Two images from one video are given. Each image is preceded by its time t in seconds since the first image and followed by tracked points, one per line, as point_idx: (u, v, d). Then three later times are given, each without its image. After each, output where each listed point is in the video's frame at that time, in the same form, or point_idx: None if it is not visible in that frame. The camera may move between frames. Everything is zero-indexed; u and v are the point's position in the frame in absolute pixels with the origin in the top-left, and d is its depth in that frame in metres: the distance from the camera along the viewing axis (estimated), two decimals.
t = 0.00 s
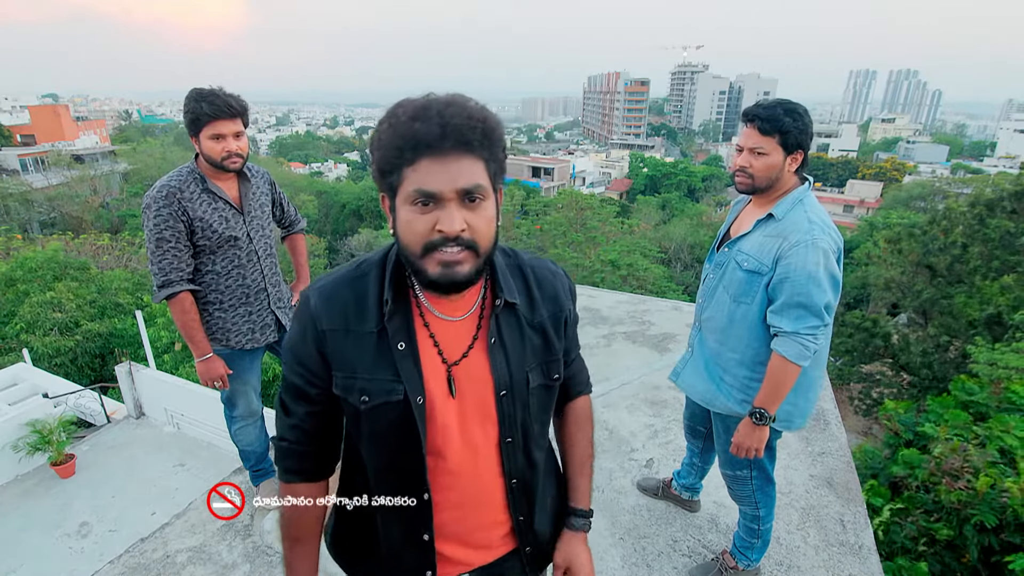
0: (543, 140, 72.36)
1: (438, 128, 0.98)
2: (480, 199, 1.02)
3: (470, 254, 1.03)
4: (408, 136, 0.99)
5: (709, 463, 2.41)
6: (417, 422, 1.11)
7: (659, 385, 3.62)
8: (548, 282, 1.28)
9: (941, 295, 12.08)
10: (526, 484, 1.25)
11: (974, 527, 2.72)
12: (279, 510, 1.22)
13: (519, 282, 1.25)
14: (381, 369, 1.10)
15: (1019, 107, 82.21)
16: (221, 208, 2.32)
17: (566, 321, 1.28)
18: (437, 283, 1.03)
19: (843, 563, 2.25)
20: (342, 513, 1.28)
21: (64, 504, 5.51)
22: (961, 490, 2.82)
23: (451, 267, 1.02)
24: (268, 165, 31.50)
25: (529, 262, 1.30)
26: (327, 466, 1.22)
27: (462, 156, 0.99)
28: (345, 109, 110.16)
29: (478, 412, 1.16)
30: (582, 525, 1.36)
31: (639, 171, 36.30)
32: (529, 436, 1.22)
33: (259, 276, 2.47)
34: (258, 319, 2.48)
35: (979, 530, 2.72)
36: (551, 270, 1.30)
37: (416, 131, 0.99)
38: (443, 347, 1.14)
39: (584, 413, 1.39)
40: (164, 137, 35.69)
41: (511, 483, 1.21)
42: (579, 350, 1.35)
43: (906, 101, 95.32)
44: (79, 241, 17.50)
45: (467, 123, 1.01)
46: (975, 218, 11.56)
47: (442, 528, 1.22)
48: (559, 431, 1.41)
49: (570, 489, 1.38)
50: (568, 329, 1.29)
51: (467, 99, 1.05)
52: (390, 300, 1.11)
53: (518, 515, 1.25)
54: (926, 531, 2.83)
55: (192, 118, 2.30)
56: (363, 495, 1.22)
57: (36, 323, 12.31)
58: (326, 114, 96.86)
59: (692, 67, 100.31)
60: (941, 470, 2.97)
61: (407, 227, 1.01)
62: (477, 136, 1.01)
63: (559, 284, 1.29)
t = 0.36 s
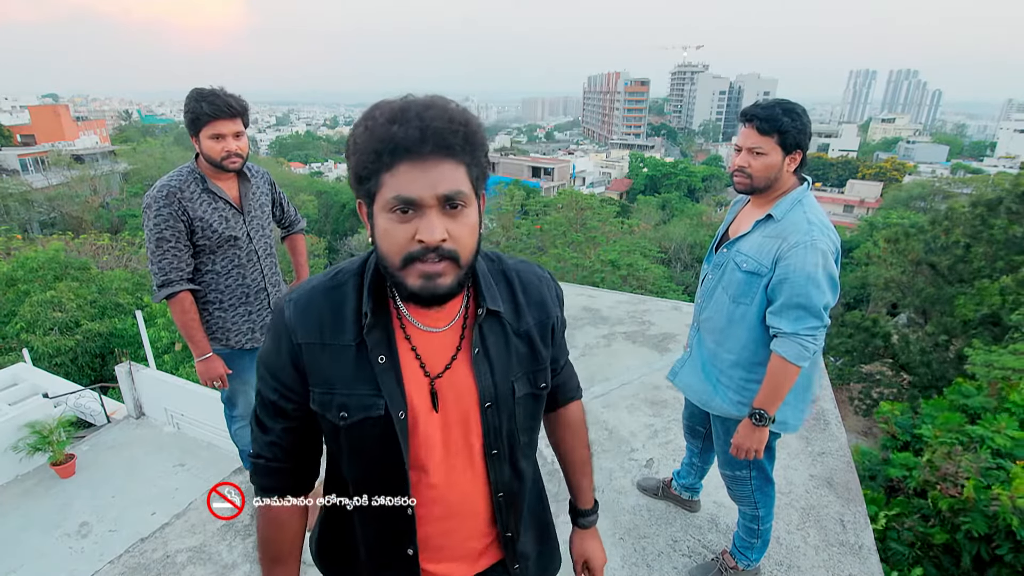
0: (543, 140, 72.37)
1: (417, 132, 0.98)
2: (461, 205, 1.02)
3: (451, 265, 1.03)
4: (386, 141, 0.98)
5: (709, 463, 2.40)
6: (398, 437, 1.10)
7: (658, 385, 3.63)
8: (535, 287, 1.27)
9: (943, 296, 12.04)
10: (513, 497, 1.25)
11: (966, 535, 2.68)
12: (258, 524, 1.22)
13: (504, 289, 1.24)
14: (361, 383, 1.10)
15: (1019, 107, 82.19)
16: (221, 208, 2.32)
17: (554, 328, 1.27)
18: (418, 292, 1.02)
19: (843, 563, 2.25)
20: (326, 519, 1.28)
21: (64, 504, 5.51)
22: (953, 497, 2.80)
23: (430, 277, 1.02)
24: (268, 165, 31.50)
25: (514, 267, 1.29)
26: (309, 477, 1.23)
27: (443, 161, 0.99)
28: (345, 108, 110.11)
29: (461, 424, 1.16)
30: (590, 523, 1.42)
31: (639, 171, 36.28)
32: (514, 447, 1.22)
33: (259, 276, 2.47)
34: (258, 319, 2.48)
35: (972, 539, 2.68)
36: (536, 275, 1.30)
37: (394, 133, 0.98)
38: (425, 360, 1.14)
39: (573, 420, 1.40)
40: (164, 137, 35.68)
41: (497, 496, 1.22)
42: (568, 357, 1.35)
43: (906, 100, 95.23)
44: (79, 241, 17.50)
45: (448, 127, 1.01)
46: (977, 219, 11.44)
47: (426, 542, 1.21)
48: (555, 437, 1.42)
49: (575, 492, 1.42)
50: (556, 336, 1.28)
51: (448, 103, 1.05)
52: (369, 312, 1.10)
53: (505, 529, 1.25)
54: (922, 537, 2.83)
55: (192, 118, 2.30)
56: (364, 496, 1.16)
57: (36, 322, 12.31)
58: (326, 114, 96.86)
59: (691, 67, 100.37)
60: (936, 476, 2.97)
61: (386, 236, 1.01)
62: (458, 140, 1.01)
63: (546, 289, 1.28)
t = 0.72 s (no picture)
0: (543, 140, 72.37)
1: (420, 137, 0.97)
2: (465, 213, 1.01)
3: (454, 273, 1.02)
4: (388, 147, 0.98)
5: (709, 463, 2.41)
6: (389, 443, 1.10)
7: (659, 385, 3.63)
8: (549, 299, 1.21)
9: (945, 296, 12.01)
10: (511, 517, 1.21)
11: (964, 544, 2.70)
12: (260, 516, 1.24)
13: (514, 298, 1.20)
14: (355, 382, 1.10)
15: (1018, 107, 82.16)
16: (222, 208, 2.32)
17: (566, 344, 1.20)
18: (418, 299, 1.02)
19: (843, 563, 2.25)
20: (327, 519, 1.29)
21: (63, 504, 5.51)
22: (950, 505, 2.80)
23: (432, 286, 1.01)
24: (268, 164, 31.49)
25: (530, 276, 1.24)
26: (310, 474, 1.24)
27: (447, 166, 0.99)
28: (345, 108, 110.12)
29: (456, 435, 1.14)
30: (599, 561, 1.36)
31: (639, 171, 36.24)
32: (513, 466, 1.18)
33: (259, 275, 2.46)
34: (259, 318, 2.47)
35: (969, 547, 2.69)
36: (553, 285, 1.24)
37: (396, 138, 0.98)
38: (424, 367, 1.13)
39: (587, 444, 1.33)
40: (164, 137, 35.67)
41: (492, 516, 1.18)
42: (584, 375, 1.27)
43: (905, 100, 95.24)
44: (79, 241, 17.49)
45: (452, 133, 1.00)
46: (978, 218, 11.38)
47: (417, 554, 1.20)
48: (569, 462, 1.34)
49: (584, 523, 1.36)
50: (569, 353, 1.21)
51: (454, 108, 1.05)
52: (368, 313, 1.11)
53: (501, 551, 1.21)
54: (921, 544, 2.86)
55: (193, 118, 2.30)
56: (364, 496, 1.15)
57: (36, 322, 12.30)
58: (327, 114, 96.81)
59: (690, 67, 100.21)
60: (936, 483, 2.93)
61: (386, 240, 1.01)
62: (463, 146, 1.00)
63: (562, 303, 1.21)
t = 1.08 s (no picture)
0: (542, 140, 72.40)
1: (448, 140, 0.92)
2: (496, 222, 0.96)
3: (484, 290, 0.98)
4: (414, 151, 0.94)
5: (709, 463, 2.41)
6: (400, 457, 1.08)
7: (659, 385, 3.63)
8: (589, 321, 1.07)
9: (945, 295, 12.03)
10: (530, 552, 1.13)
11: (961, 552, 2.65)
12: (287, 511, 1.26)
13: (550, 315, 1.09)
14: (373, 392, 1.09)
15: (1018, 107, 82.21)
16: (222, 207, 2.32)
17: (606, 375, 1.06)
18: (446, 319, 0.98)
19: (842, 563, 2.25)
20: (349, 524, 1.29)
21: (64, 504, 5.51)
22: (949, 512, 2.77)
23: (460, 303, 0.97)
24: (268, 164, 31.49)
25: (573, 293, 1.11)
26: (336, 476, 1.25)
27: (477, 172, 0.93)
28: (344, 108, 110.19)
29: (474, 459, 1.08)
30: None
31: (639, 171, 36.24)
32: (535, 500, 1.09)
33: (259, 275, 2.46)
34: (259, 318, 2.47)
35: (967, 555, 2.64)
36: (601, 307, 1.09)
37: (422, 140, 0.93)
38: (443, 383, 1.08)
39: (630, 491, 1.17)
40: (164, 137, 35.71)
41: (509, 550, 1.12)
42: (632, 411, 1.11)
43: (905, 101, 95.32)
44: (79, 241, 17.49)
45: (483, 135, 0.93)
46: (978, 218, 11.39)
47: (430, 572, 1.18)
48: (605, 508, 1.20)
49: None
50: (611, 386, 1.07)
51: (487, 106, 0.98)
52: (390, 321, 1.09)
53: None
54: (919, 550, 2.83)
55: (193, 119, 2.30)
56: (365, 496, 1.16)
57: (36, 321, 12.31)
58: (327, 114, 96.80)
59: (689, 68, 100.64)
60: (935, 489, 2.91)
61: (411, 251, 0.97)
62: (495, 150, 0.94)
63: (606, 328, 1.06)
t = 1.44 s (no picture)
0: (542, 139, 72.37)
1: (495, 141, 0.91)
2: (544, 231, 0.94)
3: (530, 308, 0.95)
4: (456, 154, 0.94)
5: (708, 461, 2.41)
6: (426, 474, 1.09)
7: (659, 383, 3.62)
8: (638, 355, 1.00)
9: (947, 293, 12.00)
10: None
11: (960, 554, 2.66)
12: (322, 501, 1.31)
13: (595, 342, 1.04)
14: (406, 406, 1.11)
15: (1017, 105, 82.23)
16: (222, 206, 2.31)
17: (651, 415, 0.99)
18: (489, 334, 0.96)
19: (842, 560, 2.26)
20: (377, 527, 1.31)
21: (64, 503, 5.51)
22: (947, 515, 2.78)
23: (506, 319, 0.95)
24: (268, 162, 31.49)
25: (625, 319, 1.05)
26: (369, 478, 1.28)
27: (525, 177, 0.92)
28: (344, 107, 110.18)
29: (500, 486, 1.06)
30: None
31: (639, 169, 36.23)
32: (564, 537, 1.06)
33: (259, 274, 2.46)
34: (259, 317, 2.46)
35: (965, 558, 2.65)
36: (654, 341, 1.01)
37: (466, 141, 0.93)
38: (477, 404, 1.07)
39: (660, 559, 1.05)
40: (164, 136, 35.72)
41: None
42: (685, 459, 1.03)
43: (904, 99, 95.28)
44: (79, 240, 17.49)
45: (531, 138, 0.93)
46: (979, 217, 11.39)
47: None
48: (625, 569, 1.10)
49: None
50: (657, 428, 1.00)
51: (535, 108, 0.98)
52: (425, 334, 1.10)
53: None
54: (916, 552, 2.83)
55: (193, 118, 2.30)
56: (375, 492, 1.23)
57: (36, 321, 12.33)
58: (327, 113, 96.64)
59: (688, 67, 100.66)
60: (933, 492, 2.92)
61: (453, 262, 0.97)
62: (546, 153, 0.93)
63: (658, 364, 0.99)
